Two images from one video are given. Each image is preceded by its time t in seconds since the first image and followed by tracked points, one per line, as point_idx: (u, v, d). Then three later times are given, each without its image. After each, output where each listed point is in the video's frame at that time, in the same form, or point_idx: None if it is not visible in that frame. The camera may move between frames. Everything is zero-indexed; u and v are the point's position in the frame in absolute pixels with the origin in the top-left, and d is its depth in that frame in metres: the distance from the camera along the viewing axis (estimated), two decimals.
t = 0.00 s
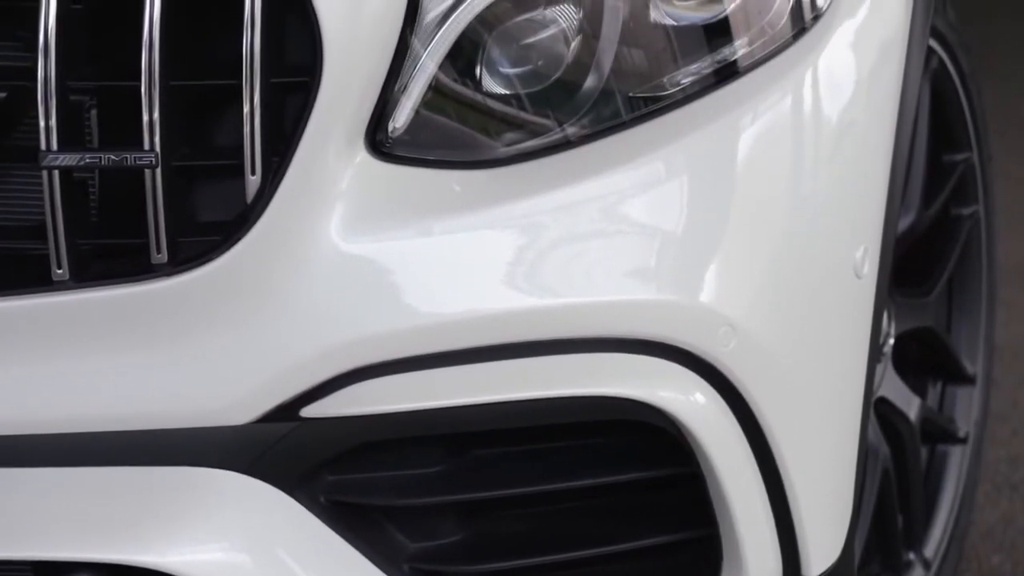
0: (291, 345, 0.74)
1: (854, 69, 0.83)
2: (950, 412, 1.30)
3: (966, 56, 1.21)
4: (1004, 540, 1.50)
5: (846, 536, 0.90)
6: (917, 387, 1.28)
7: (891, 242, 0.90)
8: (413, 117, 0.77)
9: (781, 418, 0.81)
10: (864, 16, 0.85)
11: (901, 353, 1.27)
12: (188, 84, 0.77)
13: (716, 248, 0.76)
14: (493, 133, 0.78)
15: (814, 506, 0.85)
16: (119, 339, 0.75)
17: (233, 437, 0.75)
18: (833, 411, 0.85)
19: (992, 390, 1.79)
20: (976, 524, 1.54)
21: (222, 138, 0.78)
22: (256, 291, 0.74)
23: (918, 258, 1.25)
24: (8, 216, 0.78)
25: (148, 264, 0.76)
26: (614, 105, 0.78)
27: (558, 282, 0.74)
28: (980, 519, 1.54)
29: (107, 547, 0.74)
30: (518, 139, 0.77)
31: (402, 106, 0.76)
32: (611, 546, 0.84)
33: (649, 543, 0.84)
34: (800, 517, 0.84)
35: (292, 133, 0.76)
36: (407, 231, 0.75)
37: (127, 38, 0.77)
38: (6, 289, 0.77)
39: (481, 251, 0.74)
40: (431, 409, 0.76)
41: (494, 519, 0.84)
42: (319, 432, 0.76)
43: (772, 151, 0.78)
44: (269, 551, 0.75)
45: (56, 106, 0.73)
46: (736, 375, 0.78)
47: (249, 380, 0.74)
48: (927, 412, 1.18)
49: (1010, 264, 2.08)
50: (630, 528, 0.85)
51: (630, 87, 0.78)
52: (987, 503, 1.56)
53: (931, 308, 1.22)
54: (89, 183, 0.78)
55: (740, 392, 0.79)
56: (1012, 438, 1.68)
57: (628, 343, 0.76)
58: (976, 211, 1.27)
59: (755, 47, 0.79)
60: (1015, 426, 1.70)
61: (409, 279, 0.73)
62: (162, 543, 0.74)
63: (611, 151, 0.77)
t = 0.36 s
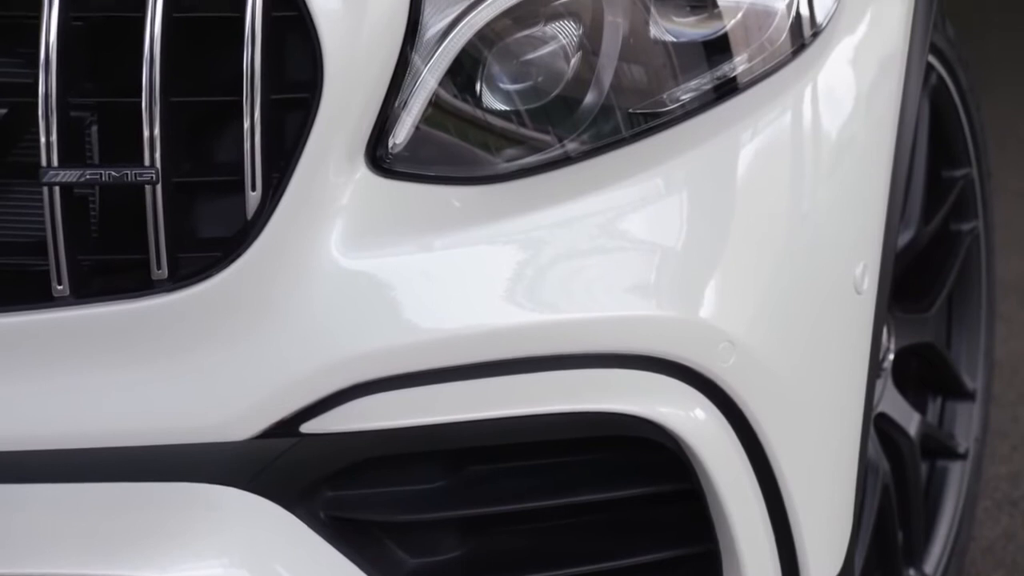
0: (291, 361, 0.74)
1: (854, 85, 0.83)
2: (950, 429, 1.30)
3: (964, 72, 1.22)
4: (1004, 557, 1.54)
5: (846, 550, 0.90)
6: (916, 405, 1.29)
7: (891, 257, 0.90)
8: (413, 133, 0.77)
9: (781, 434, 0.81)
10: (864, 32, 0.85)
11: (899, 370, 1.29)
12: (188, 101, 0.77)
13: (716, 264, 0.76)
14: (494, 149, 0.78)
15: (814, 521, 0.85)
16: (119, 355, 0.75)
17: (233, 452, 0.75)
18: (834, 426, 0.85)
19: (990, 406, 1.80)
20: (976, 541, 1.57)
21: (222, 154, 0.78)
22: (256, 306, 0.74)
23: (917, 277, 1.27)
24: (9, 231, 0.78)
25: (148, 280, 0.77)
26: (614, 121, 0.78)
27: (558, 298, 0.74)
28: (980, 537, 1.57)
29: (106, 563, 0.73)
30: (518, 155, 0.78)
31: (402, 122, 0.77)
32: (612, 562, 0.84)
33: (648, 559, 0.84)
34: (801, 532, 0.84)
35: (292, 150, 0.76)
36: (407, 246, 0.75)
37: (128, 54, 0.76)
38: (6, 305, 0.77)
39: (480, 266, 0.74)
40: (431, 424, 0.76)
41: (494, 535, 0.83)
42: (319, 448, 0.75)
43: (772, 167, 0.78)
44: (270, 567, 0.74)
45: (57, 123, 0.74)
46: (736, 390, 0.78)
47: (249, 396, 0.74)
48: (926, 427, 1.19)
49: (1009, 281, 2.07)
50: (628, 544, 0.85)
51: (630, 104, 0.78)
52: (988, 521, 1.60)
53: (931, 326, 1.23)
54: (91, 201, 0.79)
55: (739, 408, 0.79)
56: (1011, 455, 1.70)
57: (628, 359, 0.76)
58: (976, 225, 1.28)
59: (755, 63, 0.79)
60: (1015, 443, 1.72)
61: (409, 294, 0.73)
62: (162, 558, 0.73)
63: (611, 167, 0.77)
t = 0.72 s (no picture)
0: (290, 378, 0.73)
1: (854, 101, 0.83)
2: (950, 446, 1.30)
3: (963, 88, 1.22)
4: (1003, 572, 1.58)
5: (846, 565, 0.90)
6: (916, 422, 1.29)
7: (891, 272, 0.90)
8: (413, 149, 0.77)
9: (781, 449, 0.81)
10: (865, 48, 0.85)
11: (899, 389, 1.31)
12: (189, 117, 0.77)
13: (716, 281, 0.76)
14: (494, 165, 0.78)
15: (814, 535, 0.85)
16: (120, 371, 0.75)
17: (233, 469, 0.75)
18: (834, 441, 0.85)
19: (990, 421, 1.82)
20: (976, 558, 1.61)
21: (222, 170, 0.78)
22: (256, 323, 0.74)
23: (916, 294, 1.27)
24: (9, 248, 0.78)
25: (149, 296, 0.77)
26: (614, 138, 0.78)
27: (558, 315, 0.74)
28: (981, 553, 1.62)
29: None
30: (518, 171, 0.78)
31: (403, 138, 0.77)
32: None
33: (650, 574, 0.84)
34: (801, 546, 0.84)
35: (292, 167, 0.76)
36: (407, 262, 0.75)
37: (128, 70, 0.77)
38: (6, 321, 0.77)
39: (480, 282, 0.74)
40: (432, 440, 0.76)
41: (494, 551, 0.83)
42: (320, 464, 0.75)
43: (771, 183, 0.78)
44: None
45: (58, 140, 0.74)
46: (736, 406, 0.78)
47: (248, 413, 0.74)
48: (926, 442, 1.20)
49: (1009, 296, 2.07)
50: (630, 558, 0.85)
51: (630, 120, 0.79)
52: (988, 536, 1.64)
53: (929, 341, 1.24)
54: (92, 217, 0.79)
55: (739, 423, 0.79)
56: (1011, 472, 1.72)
57: (627, 375, 0.76)
58: (976, 242, 1.29)
59: (755, 79, 0.80)
60: (1015, 458, 1.75)
61: (409, 310, 0.73)
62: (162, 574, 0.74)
63: (611, 183, 0.77)
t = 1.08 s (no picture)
0: (290, 394, 0.74)
1: (854, 117, 0.83)
2: (950, 461, 1.31)
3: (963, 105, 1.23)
4: None
5: None
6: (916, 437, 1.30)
7: (891, 287, 0.90)
8: (413, 165, 0.77)
9: (781, 464, 0.81)
10: (865, 63, 0.85)
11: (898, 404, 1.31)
12: (189, 133, 0.77)
13: (715, 297, 0.76)
14: (494, 181, 0.78)
15: (814, 549, 0.85)
16: (120, 387, 0.76)
17: (233, 484, 0.75)
18: (834, 456, 0.85)
19: (990, 437, 1.82)
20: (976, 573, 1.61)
21: (222, 187, 0.79)
22: (257, 339, 0.75)
23: (914, 308, 1.28)
24: (9, 264, 0.79)
25: (149, 311, 0.77)
26: (614, 154, 0.78)
27: (558, 332, 0.74)
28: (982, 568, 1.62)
29: None
30: (518, 187, 0.78)
31: (403, 154, 0.77)
32: None
33: None
34: (801, 561, 0.85)
35: (292, 183, 0.76)
36: (407, 278, 0.75)
37: (127, 87, 0.77)
38: (6, 337, 0.77)
39: (480, 299, 0.74)
40: (432, 456, 0.76)
41: (493, 568, 0.83)
42: (319, 480, 0.75)
43: (770, 199, 0.78)
44: None
45: (59, 156, 0.74)
46: (736, 421, 0.79)
47: (248, 429, 0.74)
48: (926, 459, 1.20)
49: (1009, 313, 2.07)
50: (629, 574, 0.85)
51: (630, 136, 0.79)
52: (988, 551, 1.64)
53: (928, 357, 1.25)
54: (93, 234, 0.80)
55: (739, 439, 0.79)
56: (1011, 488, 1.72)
57: (627, 391, 0.76)
58: (976, 258, 1.30)
59: (755, 96, 0.80)
60: (1016, 474, 1.75)
61: (409, 326, 0.73)
62: None
63: (611, 199, 0.77)
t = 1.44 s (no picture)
0: (289, 410, 0.73)
1: (854, 132, 0.83)
2: (950, 476, 1.31)
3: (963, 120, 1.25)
4: None
5: None
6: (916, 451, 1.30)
7: (890, 302, 0.90)
8: (413, 181, 0.77)
9: (780, 479, 0.81)
10: (865, 78, 0.85)
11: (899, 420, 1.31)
12: (189, 149, 0.77)
13: (715, 313, 0.76)
14: (494, 196, 0.78)
15: (813, 563, 0.85)
16: (119, 403, 0.76)
17: (233, 500, 0.75)
18: (834, 471, 0.85)
19: (990, 452, 1.82)
20: None
21: (222, 202, 0.79)
22: (257, 354, 0.75)
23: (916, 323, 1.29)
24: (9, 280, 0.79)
25: (150, 326, 0.77)
26: (614, 170, 0.79)
27: (558, 347, 0.74)
28: None
29: None
30: (518, 203, 0.78)
31: (403, 170, 0.77)
32: None
33: None
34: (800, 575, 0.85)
35: (292, 198, 0.77)
36: (407, 293, 0.75)
37: (128, 104, 0.77)
38: (7, 352, 0.77)
39: (480, 315, 0.74)
40: (432, 471, 0.76)
41: None
42: (319, 496, 0.75)
43: (769, 215, 0.78)
44: None
45: (60, 172, 0.75)
46: (736, 437, 0.79)
47: (248, 444, 0.74)
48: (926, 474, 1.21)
49: (1009, 328, 2.08)
50: None
51: (630, 152, 0.79)
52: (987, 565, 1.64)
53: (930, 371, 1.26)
54: (93, 248, 0.79)
55: (738, 454, 0.79)
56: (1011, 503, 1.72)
57: (627, 407, 0.76)
58: (975, 273, 1.30)
59: (755, 111, 0.80)
60: (1016, 490, 1.74)
61: (409, 341, 0.73)
62: None
63: (611, 215, 0.77)
